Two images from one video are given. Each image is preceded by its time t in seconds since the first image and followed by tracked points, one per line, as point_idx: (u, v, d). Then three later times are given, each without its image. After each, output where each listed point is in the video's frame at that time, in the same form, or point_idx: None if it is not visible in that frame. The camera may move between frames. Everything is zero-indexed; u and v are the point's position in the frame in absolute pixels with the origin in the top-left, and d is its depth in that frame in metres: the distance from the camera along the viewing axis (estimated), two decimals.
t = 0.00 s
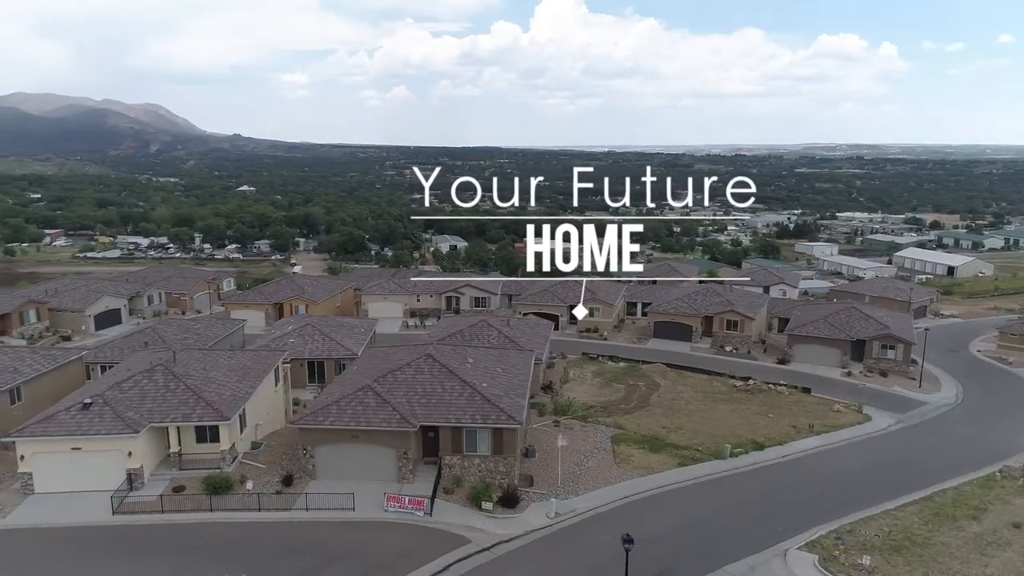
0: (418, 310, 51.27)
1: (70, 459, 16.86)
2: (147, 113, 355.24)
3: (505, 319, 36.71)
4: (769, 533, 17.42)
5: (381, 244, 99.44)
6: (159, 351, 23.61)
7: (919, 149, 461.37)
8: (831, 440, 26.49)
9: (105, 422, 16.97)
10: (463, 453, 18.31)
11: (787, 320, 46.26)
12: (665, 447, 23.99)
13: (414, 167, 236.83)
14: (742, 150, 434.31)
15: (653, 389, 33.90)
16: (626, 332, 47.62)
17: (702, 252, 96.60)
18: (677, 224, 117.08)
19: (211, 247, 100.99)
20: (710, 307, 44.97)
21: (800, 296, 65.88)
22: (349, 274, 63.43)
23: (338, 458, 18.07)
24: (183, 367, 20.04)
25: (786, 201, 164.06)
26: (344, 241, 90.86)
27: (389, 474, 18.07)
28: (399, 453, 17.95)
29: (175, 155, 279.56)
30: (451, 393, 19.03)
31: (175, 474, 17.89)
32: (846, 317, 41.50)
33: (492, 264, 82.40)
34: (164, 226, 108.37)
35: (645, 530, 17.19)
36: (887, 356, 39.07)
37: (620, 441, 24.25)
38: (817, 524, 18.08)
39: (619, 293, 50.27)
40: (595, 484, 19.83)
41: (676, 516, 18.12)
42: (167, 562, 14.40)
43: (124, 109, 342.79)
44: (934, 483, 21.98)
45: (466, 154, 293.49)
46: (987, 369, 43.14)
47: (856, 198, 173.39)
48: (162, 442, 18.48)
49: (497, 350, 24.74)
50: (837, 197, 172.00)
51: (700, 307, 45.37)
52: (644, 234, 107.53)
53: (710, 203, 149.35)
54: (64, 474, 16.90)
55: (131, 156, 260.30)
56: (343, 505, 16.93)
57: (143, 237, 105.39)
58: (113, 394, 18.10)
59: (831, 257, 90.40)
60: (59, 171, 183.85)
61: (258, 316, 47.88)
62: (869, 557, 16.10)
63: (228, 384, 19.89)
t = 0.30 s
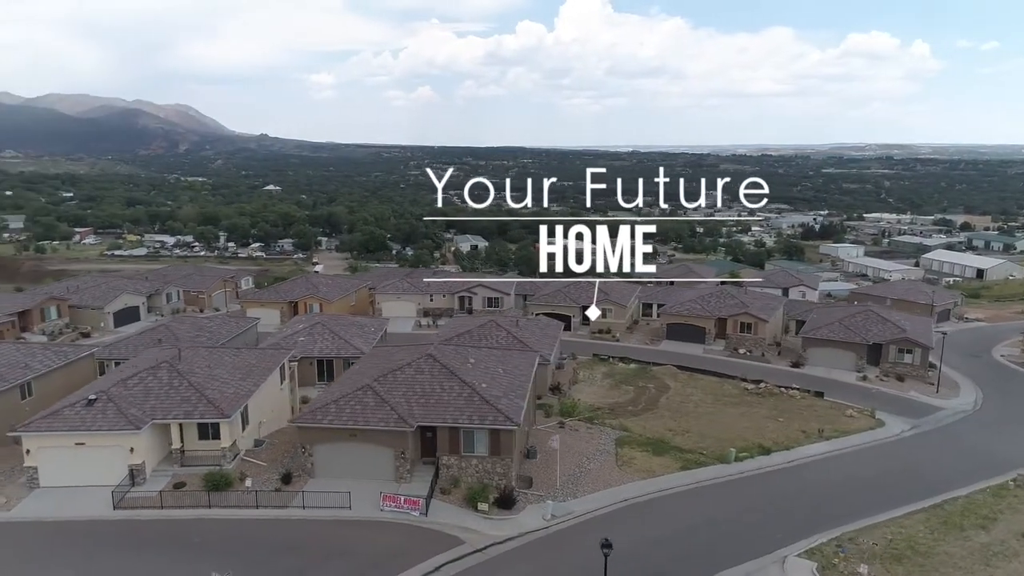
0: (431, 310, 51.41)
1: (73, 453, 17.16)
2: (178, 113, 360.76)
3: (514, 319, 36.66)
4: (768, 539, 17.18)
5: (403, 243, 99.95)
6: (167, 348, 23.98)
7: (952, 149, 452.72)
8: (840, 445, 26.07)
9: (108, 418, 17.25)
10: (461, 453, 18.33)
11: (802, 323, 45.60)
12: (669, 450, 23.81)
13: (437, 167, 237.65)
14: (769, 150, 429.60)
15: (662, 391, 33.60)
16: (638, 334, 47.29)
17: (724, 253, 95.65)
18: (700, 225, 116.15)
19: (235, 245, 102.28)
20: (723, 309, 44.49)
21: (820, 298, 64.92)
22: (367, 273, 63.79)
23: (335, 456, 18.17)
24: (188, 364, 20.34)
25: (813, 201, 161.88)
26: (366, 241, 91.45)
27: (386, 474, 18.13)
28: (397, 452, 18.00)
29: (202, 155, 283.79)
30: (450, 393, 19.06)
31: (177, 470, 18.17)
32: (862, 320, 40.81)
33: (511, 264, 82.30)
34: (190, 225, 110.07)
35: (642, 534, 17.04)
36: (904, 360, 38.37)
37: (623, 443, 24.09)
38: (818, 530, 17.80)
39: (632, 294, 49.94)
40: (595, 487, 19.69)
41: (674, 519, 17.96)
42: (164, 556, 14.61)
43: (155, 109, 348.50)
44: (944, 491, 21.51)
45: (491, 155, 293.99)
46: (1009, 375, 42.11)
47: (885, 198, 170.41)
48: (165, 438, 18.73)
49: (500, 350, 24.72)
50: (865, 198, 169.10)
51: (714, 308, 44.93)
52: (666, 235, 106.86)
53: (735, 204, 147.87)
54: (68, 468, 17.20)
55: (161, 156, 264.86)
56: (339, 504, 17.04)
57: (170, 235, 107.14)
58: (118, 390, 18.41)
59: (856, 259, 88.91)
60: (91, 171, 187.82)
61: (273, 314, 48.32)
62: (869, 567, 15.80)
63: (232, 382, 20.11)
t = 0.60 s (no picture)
0: (443, 310, 51.58)
1: (76, 449, 17.48)
2: (204, 113, 365.50)
3: (522, 320, 36.65)
4: (766, 545, 17.00)
5: (422, 243, 100.35)
6: (176, 346, 24.32)
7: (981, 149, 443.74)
8: (848, 449, 25.71)
9: (110, 415, 17.54)
10: (458, 454, 18.36)
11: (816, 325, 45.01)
12: (672, 452, 23.64)
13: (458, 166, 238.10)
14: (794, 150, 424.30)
15: (670, 393, 33.39)
16: (650, 335, 47.01)
17: (744, 253, 94.72)
18: (720, 226, 115.18)
19: (256, 244, 103.48)
20: (735, 310, 44.06)
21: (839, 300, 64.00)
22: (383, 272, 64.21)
23: (332, 455, 18.30)
24: (192, 362, 20.60)
25: (838, 202, 159.54)
26: (385, 241, 92.01)
27: (384, 473, 18.23)
28: (394, 452, 18.09)
29: (227, 155, 287.61)
30: (448, 393, 19.09)
31: (178, 467, 18.40)
32: (876, 323, 40.19)
33: (528, 265, 82.26)
34: (212, 225, 111.57)
35: (636, 537, 16.96)
36: (918, 364, 37.74)
37: (626, 445, 23.96)
38: (817, 536, 17.57)
39: (643, 295, 49.65)
40: (593, 489, 19.61)
41: (671, 523, 17.85)
42: (160, 552, 14.83)
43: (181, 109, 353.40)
44: (951, 498, 21.10)
45: (512, 155, 293.91)
46: None
47: (913, 199, 167.40)
48: (168, 435, 18.99)
49: (503, 350, 24.74)
50: (891, 199, 166.34)
51: (725, 310, 44.52)
52: (686, 236, 106.14)
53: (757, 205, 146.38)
54: (70, 463, 17.52)
55: (188, 156, 268.93)
56: (336, 502, 17.16)
57: (193, 234, 108.66)
58: (121, 387, 18.72)
59: (879, 261, 87.47)
60: (119, 171, 191.35)
61: (285, 312, 48.79)
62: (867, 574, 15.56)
63: (234, 380, 20.33)
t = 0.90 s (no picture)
0: (454, 310, 51.75)
1: (79, 444, 17.79)
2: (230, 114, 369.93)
3: (530, 320, 36.60)
4: (763, 551, 16.80)
5: (442, 243, 100.69)
6: (183, 343, 24.65)
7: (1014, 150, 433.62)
8: (856, 455, 25.31)
9: (112, 412, 17.83)
10: (454, 454, 18.40)
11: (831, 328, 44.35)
12: (674, 455, 23.47)
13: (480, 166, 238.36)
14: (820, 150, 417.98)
15: (678, 396, 33.15)
16: (661, 337, 46.70)
17: (767, 255, 93.61)
18: (743, 227, 114.04)
19: (278, 243, 104.59)
20: (748, 313, 43.57)
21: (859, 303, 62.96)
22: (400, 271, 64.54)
23: (329, 454, 18.44)
24: (195, 360, 20.88)
25: (865, 203, 157.00)
26: (405, 240, 92.55)
27: (381, 472, 18.33)
28: (390, 452, 18.18)
29: (253, 155, 291.20)
30: (445, 394, 19.13)
31: (179, 463, 18.65)
32: (892, 326, 39.50)
33: (547, 265, 82.15)
34: (235, 224, 113.01)
35: (630, 541, 16.84)
36: (934, 369, 37.03)
37: (628, 448, 23.81)
38: (816, 543, 17.32)
39: (656, 296, 49.32)
40: (591, 492, 19.52)
41: (666, 527, 17.73)
42: (157, 547, 15.07)
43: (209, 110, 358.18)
44: (959, 507, 20.66)
45: (535, 155, 293.53)
46: None
47: (943, 200, 164.07)
48: (170, 432, 19.26)
49: (506, 351, 24.73)
50: (920, 200, 163.22)
51: (738, 312, 44.06)
52: (708, 237, 105.30)
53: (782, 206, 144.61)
54: (73, 458, 17.84)
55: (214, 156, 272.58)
56: (331, 501, 17.30)
57: (217, 233, 110.14)
58: (125, 384, 19.04)
59: (904, 263, 85.89)
60: (148, 170, 194.61)
61: (298, 311, 49.27)
62: None
63: (236, 378, 20.54)
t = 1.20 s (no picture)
0: (468, 309, 51.89)
1: (85, 438, 18.16)
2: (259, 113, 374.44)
3: (540, 321, 36.53)
4: (762, 556, 16.57)
5: (464, 242, 100.91)
6: (193, 340, 24.99)
7: None
8: (867, 460, 24.86)
9: (118, 407, 18.17)
10: (452, 454, 18.43)
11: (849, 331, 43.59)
12: (680, 458, 23.26)
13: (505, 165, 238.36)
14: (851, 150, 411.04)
15: (688, 398, 32.87)
16: (675, 339, 46.29)
17: (793, 256, 92.27)
18: (769, 228, 112.56)
19: (303, 242, 105.63)
20: (763, 315, 42.99)
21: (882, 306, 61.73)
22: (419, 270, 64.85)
23: (330, 452, 18.59)
24: (202, 357, 21.19)
25: (897, 204, 153.92)
26: (428, 240, 92.91)
27: (380, 471, 18.41)
28: (389, 450, 18.27)
29: (281, 155, 294.07)
30: (445, 394, 19.16)
31: (183, 459, 18.94)
32: (911, 330, 38.72)
33: (568, 265, 81.90)
34: (261, 223, 114.39)
35: (626, 544, 16.72)
36: (953, 374, 36.25)
37: (632, 450, 23.63)
38: (817, 551, 17.05)
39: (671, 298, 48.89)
40: (591, 494, 19.40)
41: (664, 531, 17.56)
42: (156, 540, 15.33)
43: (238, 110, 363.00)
44: (970, 515, 20.18)
45: (560, 155, 292.71)
46: None
47: (978, 201, 160.02)
48: (175, 428, 19.56)
49: (511, 351, 24.70)
50: (953, 201, 159.41)
51: (753, 315, 43.50)
52: (733, 237, 104.19)
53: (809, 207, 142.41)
54: (79, 452, 18.22)
55: (243, 156, 276.05)
56: (329, 498, 17.43)
57: (243, 231, 111.58)
58: (131, 380, 19.38)
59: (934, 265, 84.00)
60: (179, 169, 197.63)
61: (314, 309, 49.76)
62: None
63: (241, 376, 20.79)
